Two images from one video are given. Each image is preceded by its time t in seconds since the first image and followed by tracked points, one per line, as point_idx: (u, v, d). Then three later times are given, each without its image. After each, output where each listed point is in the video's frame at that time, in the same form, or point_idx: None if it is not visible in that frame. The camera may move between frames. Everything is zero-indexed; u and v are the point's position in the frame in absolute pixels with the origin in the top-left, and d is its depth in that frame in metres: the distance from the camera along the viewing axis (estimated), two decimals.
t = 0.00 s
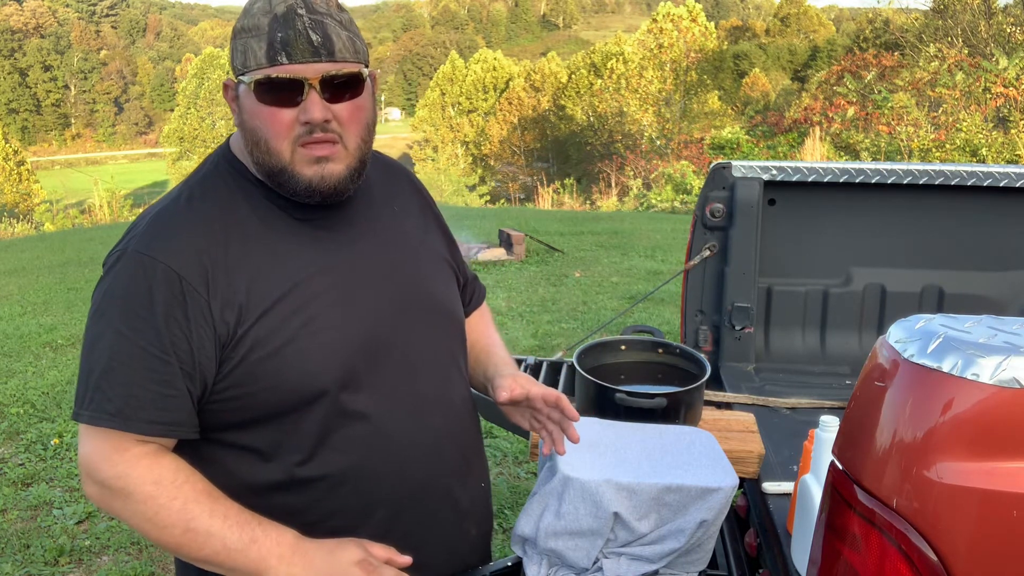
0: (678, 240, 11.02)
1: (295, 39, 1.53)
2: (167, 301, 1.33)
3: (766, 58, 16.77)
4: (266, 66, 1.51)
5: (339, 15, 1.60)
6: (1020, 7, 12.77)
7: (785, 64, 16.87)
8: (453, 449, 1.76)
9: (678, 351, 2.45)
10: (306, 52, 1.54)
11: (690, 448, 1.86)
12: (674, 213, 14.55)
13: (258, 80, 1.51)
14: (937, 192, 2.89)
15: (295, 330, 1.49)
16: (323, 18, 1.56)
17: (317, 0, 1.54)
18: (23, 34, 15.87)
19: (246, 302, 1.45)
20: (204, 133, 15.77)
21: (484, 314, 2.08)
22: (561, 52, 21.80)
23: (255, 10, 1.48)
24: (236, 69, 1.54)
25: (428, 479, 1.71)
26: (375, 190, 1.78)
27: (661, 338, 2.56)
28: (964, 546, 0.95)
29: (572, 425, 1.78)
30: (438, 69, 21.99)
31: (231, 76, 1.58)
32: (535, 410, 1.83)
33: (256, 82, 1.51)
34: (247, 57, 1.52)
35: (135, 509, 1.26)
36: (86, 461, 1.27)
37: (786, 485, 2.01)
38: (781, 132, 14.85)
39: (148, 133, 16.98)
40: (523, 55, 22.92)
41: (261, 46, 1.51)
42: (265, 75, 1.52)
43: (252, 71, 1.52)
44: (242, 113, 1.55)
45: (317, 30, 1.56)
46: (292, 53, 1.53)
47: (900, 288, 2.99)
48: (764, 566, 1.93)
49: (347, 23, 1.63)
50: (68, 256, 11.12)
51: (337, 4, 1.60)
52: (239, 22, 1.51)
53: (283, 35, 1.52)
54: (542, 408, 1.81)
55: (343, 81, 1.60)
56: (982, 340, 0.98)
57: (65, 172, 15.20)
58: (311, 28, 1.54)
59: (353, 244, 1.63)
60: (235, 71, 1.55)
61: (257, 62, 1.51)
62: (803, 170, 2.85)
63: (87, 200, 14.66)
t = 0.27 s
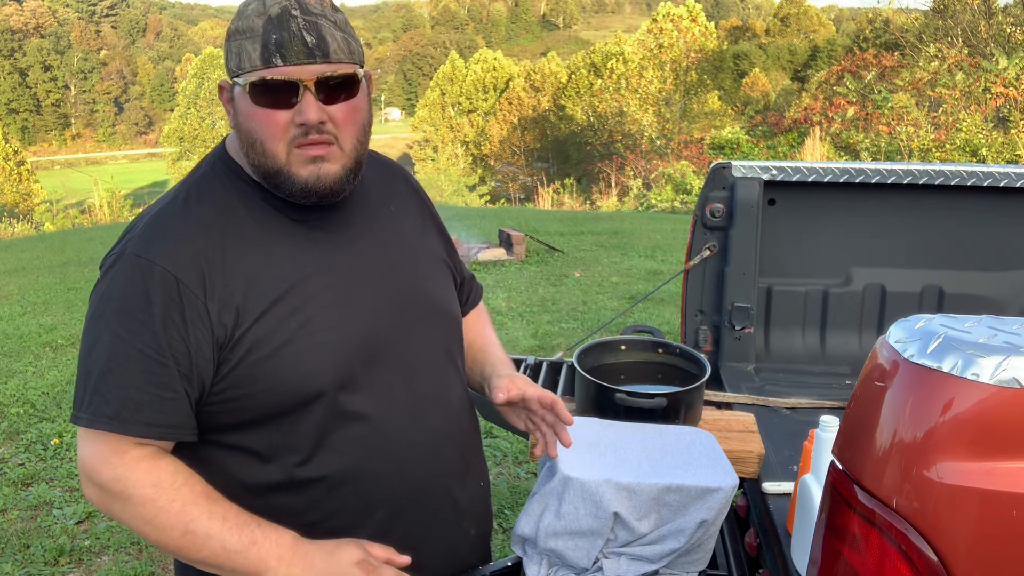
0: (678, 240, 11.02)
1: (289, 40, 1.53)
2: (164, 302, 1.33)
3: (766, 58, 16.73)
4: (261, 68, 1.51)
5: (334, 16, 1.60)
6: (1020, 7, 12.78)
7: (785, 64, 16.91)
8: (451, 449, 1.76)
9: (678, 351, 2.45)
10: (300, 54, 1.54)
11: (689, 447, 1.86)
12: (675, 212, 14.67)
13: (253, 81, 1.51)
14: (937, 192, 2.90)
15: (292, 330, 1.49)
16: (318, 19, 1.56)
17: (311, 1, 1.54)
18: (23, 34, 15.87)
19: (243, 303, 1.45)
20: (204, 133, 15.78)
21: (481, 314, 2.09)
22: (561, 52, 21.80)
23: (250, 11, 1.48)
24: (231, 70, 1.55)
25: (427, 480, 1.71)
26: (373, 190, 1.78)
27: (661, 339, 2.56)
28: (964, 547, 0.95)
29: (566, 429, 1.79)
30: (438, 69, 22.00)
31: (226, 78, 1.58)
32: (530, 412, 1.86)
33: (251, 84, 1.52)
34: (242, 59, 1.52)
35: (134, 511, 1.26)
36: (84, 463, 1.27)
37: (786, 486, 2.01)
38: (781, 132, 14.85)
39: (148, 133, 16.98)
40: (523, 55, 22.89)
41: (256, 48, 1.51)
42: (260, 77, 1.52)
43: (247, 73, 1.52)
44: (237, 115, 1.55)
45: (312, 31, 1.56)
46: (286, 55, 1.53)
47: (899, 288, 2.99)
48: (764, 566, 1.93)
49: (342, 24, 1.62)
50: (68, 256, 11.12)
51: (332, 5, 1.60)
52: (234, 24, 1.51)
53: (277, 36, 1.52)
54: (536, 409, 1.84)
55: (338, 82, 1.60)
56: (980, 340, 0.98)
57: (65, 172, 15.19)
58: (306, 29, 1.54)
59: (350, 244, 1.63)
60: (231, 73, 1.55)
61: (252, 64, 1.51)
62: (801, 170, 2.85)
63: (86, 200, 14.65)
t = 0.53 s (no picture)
0: (678, 241, 11.01)
1: (291, 41, 1.53)
2: (164, 303, 1.33)
3: (765, 58, 16.90)
4: (263, 68, 1.51)
5: (336, 17, 1.60)
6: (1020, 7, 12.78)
7: (786, 63, 17.00)
8: (451, 449, 1.76)
9: (678, 351, 2.45)
10: (302, 55, 1.54)
11: (689, 448, 1.86)
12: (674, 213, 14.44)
13: (254, 83, 1.52)
14: (937, 192, 2.90)
15: (292, 331, 1.49)
16: (320, 20, 1.56)
17: (313, 3, 1.54)
18: (23, 34, 15.88)
19: (243, 304, 1.45)
20: (204, 133, 15.78)
21: (482, 314, 2.09)
22: (561, 52, 21.80)
23: (252, 12, 1.48)
24: (233, 72, 1.54)
25: (426, 480, 1.71)
26: (373, 191, 1.78)
27: (662, 339, 2.57)
28: (965, 547, 0.95)
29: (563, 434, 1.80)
30: (438, 69, 22.01)
31: (228, 79, 1.58)
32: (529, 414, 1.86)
33: (254, 84, 1.52)
34: (244, 60, 1.52)
35: (134, 511, 1.26)
36: (84, 462, 1.27)
37: (786, 485, 2.01)
38: (781, 132, 14.85)
39: (148, 133, 16.99)
40: (523, 55, 22.87)
41: (258, 49, 1.51)
42: (263, 78, 1.52)
43: (249, 74, 1.52)
44: (239, 116, 1.55)
45: (314, 33, 1.56)
46: (289, 56, 1.53)
47: (900, 288, 2.99)
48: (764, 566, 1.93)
49: (344, 25, 1.62)
50: (68, 256, 11.12)
51: (334, 6, 1.59)
52: (236, 24, 1.51)
53: (279, 37, 1.52)
54: (535, 413, 1.83)
55: (340, 83, 1.60)
56: (981, 340, 0.99)
57: (65, 171, 15.17)
58: (308, 31, 1.55)
59: (350, 245, 1.63)
60: (232, 74, 1.55)
61: (254, 65, 1.51)
62: (802, 170, 2.85)
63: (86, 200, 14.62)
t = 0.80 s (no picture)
0: (678, 241, 11.01)
1: (297, 41, 1.53)
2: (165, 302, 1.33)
3: (765, 58, 16.93)
4: (268, 68, 1.51)
5: (340, 17, 1.60)
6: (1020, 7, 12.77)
7: (786, 63, 17.04)
8: (450, 449, 1.76)
9: (678, 351, 2.45)
10: (308, 55, 1.54)
11: (689, 448, 1.86)
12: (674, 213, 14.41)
13: (259, 83, 1.51)
14: (936, 192, 2.90)
15: (292, 330, 1.49)
16: (324, 20, 1.56)
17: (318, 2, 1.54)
18: (23, 34, 15.87)
19: (244, 303, 1.45)
20: (204, 133, 15.79)
21: (482, 315, 2.09)
22: (561, 52, 21.79)
23: (257, 11, 1.48)
24: (236, 71, 1.54)
25: (426, 480, 1.71)
26: (374, 191, 1.78)
27: (662, 339, 2.57)
28: (966, 546, 0.95)
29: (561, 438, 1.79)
30: (438, 69, 22.02)
31: (231, 78, 1.58)
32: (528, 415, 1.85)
33: (258, 84, 1.51)
34: (248, 60, 1.52)
35: (134, 509, 1.26)
36: (84, 460, 1.28)
37: (786, 486, 2.01)
38: (781, 132, 14.85)
39: (148, 133, 17.00)
40: (523, 55, 22.84)
41: (262, 48, 1.51)
42: (268, 77, 1.52)
43: (253, 73, 1.52)
44: (243, 115, 1.55)
45: (319, 33, 1.56)
46: (294, 55, 1.53)
47: (901, 288, 2.99)
48: (765, 565, 1.93)
49: (348, 24, 1.62)
50: (68, 256, 11.12)
51: (338, 6, 1.60)
52: (240, 24, 1.51)
53: (285, 36, 1.52)
54: (535, 414, 1.83)
55: (344, 83, 1.60)
56: (982, 340, 0.98)
57: (65, 171, 15.17)
58: (313, 30, 1.55)
59: (351, 245, 1.63)
60: (236, 74, 1.55)
61: (259, 65, 1.51)
62: (804, 170, 2.85)
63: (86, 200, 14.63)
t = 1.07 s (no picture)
0: (677, 240, 11.02)
1: (290, 41, 1.53)
2: (167, 302, 1.34)
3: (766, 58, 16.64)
4: (263, 68, 1.51)
5: (335, 15, 1.60)
6: (1020, 7, 12.78)
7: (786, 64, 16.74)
8: (450, 449, 1.76)
9: (678, 352, 2.45)
10: (302, 54, 1.54)
11: (689, 448, 1.86)
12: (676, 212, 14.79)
13: (255, 83, 1.52)
14: (936, 192, 2.90)
15: (293, 330, 1.49)
16: (318, 19, 1.55)
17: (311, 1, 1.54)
18: (23, 34, 15.85)
19: (246, 302, 1.45)
20: (204, 134, 15.77)
21: (484, 315, 2.09)
22: (561, 52, 21.79)
23: (250, 12, 1.48)
24: (233, 72, 1.55)
25: (426, 480, 1.71)
26: (375, 191, 1.78)
27: (661, 338, 2.57)
28: (966, 545, 0.95)
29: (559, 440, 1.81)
30: (438, 69, 22.02)
31: (228, 78, 1.58)
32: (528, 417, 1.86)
33: (254, 84, 1.51)
34: (244, 60, 1.52)
35: (136, 509, 1.26)
36: (86, 460, 1.28)
37: (786, 485, 2.01)
38: (781, 132, 14.86)
39: (148, 134, 16.98)
40: (523, 55, 22.81)
41: (258, 49, 1.51)
42: (262, 78, 1.52)
43: (249, 74, 1.52)
44: (240, 116, 1.55)
45: (313, 32, 1.56)
46: (289, 55, 1.53)
47: (900, 288, 2.99)
48: (764, 566, 1.94)
49: (343, 23, 1.62)
50: (68, 256, 11.12)
51: (332, 3, 1.59)
52: (235, 25, 1.51)
53: (279, 36, 1.52)
54: (535, 418, 1.84)
55: (340, 82, 1.60)
56: (982, 340, 0.98)
57: (65, 172, 15.16)
58: (306, 29, 1.54)
59: (352, 244, 1.62)
60: (233, 75, 1.55)
61: (254, 65, 1.51)
62: (803, 170, 2.85)
63: (87, 200, 14.67)
